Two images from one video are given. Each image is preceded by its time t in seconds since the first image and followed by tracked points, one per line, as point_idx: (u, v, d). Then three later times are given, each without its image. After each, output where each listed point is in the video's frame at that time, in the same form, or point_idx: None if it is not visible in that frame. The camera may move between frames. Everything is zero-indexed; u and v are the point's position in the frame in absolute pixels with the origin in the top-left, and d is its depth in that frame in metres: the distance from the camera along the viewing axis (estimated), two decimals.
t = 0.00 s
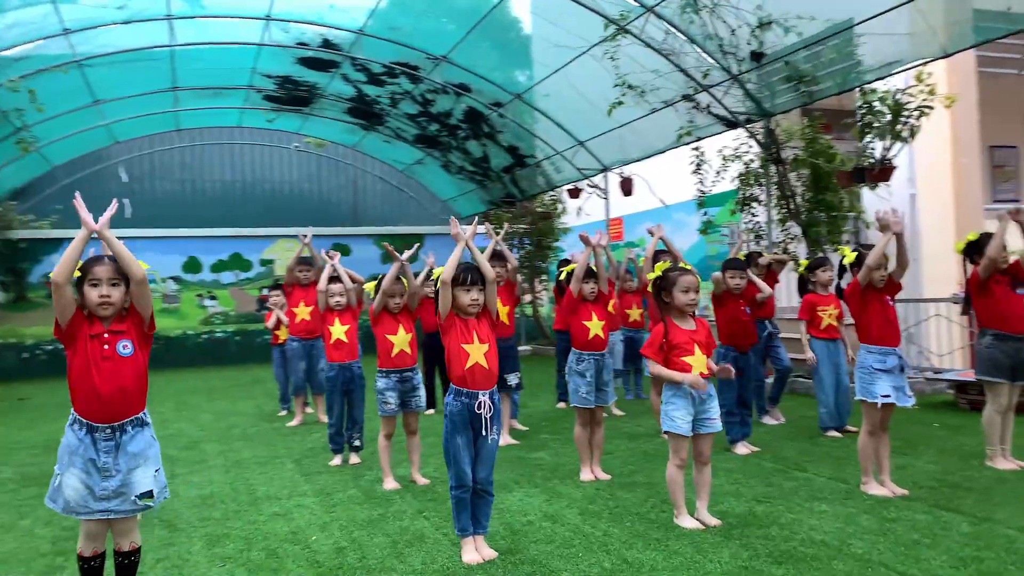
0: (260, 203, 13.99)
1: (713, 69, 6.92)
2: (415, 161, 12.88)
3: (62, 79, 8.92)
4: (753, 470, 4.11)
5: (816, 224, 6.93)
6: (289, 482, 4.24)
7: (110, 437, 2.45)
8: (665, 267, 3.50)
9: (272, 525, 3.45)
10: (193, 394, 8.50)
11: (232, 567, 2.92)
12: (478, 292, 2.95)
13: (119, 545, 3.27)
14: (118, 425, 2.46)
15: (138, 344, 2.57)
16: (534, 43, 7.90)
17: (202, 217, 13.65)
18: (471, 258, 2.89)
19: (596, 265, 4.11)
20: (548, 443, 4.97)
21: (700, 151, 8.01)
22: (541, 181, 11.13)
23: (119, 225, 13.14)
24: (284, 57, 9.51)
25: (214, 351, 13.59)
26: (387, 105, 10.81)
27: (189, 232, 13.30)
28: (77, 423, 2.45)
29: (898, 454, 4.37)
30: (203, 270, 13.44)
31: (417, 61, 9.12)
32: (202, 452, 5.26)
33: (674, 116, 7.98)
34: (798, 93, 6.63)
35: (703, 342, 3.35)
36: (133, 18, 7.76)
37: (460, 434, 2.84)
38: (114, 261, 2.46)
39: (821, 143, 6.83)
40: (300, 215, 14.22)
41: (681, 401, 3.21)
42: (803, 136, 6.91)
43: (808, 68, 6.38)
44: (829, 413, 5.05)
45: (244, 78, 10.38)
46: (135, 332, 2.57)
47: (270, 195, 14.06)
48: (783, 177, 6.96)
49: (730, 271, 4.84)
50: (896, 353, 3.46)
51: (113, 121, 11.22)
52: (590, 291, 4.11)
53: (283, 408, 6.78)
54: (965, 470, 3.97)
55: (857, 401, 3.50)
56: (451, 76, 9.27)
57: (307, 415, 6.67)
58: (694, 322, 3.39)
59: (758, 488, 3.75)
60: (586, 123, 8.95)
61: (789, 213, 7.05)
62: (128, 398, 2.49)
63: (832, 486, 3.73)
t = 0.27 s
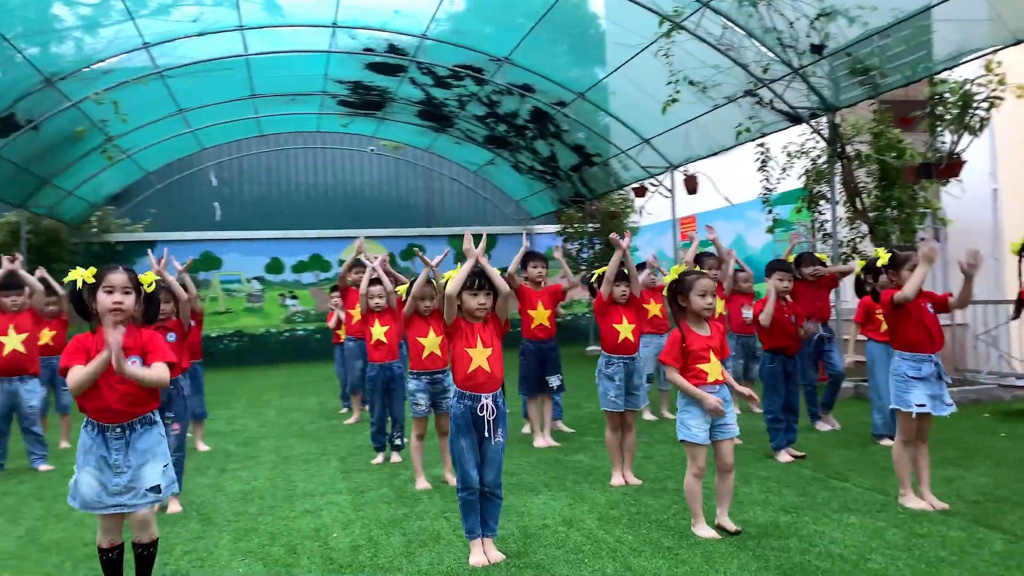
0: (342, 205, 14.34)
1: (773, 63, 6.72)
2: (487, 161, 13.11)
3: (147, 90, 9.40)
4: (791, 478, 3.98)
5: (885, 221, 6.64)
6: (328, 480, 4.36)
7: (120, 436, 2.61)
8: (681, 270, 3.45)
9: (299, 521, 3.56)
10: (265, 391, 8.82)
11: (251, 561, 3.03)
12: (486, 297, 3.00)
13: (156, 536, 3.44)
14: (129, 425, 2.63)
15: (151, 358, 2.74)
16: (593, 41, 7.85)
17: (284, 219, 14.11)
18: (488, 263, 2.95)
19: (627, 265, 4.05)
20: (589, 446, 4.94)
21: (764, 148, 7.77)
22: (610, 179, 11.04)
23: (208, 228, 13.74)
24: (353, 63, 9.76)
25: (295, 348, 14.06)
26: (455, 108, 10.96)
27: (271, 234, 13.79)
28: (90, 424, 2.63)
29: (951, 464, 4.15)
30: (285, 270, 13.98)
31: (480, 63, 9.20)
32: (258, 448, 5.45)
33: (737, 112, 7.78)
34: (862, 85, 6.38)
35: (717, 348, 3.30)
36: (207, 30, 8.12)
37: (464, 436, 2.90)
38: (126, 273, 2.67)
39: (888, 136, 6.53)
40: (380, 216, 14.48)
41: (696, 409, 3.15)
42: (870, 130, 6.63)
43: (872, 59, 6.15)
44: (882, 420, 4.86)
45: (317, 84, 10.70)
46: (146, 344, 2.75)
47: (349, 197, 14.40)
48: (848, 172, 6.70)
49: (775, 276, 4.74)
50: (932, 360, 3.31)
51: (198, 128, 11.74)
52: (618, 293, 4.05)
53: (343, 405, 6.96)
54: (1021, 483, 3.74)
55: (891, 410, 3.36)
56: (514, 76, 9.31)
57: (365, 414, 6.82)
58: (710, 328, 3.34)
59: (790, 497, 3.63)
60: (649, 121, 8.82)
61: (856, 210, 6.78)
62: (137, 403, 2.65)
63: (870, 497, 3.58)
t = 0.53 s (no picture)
0: (406, 203, 14.55)
1: (823, 52, 6.52)
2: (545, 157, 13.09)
3: (210, 94, 9.75)
4: (816, 480, 3.86)
5: (943, 213, 6.35)
6: (354, 472, 4.45)
7: (127, 427, 2.71)
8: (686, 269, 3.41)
9: (314, 512, 3.65)
10: (321, 384, 9.04)
11: (258, 549, 3.13)
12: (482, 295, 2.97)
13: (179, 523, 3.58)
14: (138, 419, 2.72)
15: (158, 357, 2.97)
16: (641, 34, 7.75)
17: (348, 216, 14.42)
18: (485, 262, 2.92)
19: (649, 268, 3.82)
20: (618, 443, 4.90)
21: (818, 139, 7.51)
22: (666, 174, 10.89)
23: (275, 225, 14.14)
24: (406, 62, 9.89)
25: (359, 342, 14.37)
26: (510, 104, 10.99)
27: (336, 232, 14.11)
28: (97, 419, 2.71)
29: (991, 468, 3.96)
30: (349, 267, 14.27)
31: (530, 58, 9.20)
32: (298, 440, 5.60)
33: (789, 103, 7.56)
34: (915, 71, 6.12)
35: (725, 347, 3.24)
36: (262, 34, 8.36)
37: (460, 431, 2.95)
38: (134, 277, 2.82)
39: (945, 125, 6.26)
40: (442, 214, 14.65)
41: (708, 409, 3.04)
42: (926, 118, 6.35)
43: (924, 44, 5.90)
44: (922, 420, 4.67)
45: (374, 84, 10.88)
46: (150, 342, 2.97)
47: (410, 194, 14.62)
48: (902, 163, 6.44)
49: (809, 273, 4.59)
50: (954, 361, 3.21)
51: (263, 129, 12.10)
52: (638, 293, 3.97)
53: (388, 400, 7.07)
54: None
55: (912, 412, 3.28)
56: (565, 72, 9.27)
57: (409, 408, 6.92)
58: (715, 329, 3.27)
59: (808, 499, 3.53)
60: (702, 113, 8.66)
61: (912, 202, 6.50)
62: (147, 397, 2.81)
63: (893, 500, 3.44)
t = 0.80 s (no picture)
0: (445, 204, 14.74)
1: (846, 52, 6.45)
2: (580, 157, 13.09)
3: (248, 99, 10.02)
4: (813, 484, 3.84)
5: (969, 215, 6.22)
6: (362, 469, 4.56)
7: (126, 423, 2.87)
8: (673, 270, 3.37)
9: (315, 506, 3.78)
10: (352, 383, 9.22)
11: (254, 541, 3.26)
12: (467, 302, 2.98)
13: (185, 514, 3.73)
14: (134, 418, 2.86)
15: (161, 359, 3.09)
16: (666, 36, 7.75)
17: (387, 217, 14.66)
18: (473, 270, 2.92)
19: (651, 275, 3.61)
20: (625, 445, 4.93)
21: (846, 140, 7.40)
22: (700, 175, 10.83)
23: (316, 225, 14.43)
24: (438, 65, 10.03)
25: (397, 342, 14.56)
26: (542, 105, 11.04)
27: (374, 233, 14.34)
28: (97, 415, 2.86)
29: (996, 476, 3.89)
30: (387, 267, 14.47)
31: (559, 61, 9.25)
32: (317, 437, 5.76)
33: (816, 103, 7.48)
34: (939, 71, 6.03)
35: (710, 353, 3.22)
36: (296, 40, 8.58)
37: (447, 430, 2.94)
38: (139, 284, 2.95)
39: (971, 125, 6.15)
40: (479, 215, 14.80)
41: (687, 410, 3.06)
42: (952, 118, 6.23)
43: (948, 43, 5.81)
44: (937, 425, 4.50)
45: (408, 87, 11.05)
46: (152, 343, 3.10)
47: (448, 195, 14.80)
48: (928, 163, 6.34)
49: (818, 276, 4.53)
50: (940, 368, 3.23)
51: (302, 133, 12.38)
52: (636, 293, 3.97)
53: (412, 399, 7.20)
54: None
55: (900, 419, 3.30)
56: (594, 73, 9.30)
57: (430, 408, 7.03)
58: (701, 331, 3.26)
59: (800, 503, 3.52)
60: (730, 114, 8.61)
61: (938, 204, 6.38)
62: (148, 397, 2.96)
63: (884, 506, 3.42)
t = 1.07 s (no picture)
0: (486, 209, 14.93)
1: (873, 58, 6.46)
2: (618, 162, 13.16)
3: (292, 109, 10.36)
4: (818, 489, 3.90)
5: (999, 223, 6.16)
6: (384, 468, 4.75)
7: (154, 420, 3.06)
8: (676, 279, 3.40)
9: (333, 503, 3.96)
10: (388, 385, 9.45)
11: (270, 534, 3.45)
12: (468, 312, 3.08)
13: (212, 506, 3.96)
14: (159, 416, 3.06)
15: (192, 361, 3.24)
16: (696, 44, 7.80)
17: (429, 222, 14.91)
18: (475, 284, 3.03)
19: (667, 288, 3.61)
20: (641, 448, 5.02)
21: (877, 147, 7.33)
22: (736, 180, 10.83)
23: (360, 230, 14.75)
24: (475, 74, 10.25)
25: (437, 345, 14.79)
26: (579, 112, 11.17)
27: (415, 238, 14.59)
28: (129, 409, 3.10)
29: (1004, 482, 3.89)
30: (428, 272, 14.70)
31: (593, 69, 9.37)
32: (346, 437, 5.97)
33: (846, 109, 7.47)
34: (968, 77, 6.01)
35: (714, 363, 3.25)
36: (335, 52, 8.88)
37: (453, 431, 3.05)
38: (166, 294, 3.13)
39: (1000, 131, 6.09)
40: (520, 220, 14.96)
41: (678, 413, 3.13)
42: (982, 124, 6.19)
43: (975, 50, 5.81)
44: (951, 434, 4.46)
45: (447, 96, 11.28)
46: (182, 346, 3.24)
47: (488, 200, 14.99)
48: (957, 170, 6.29)
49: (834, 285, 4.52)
50: (936, 377, 3.23)
51: (345, 141, 12.70)
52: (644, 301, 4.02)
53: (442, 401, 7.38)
54: None
55: (895, 426, 3.33)
56: (627, 80, 9.40)
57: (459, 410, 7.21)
58: (705, 340, 3.28)
59: (800, 507, 3.58)
60: (762, 121, 8.63)
61: (967, 210, 6.33)
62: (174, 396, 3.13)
63: (884, 512, 3.46)
